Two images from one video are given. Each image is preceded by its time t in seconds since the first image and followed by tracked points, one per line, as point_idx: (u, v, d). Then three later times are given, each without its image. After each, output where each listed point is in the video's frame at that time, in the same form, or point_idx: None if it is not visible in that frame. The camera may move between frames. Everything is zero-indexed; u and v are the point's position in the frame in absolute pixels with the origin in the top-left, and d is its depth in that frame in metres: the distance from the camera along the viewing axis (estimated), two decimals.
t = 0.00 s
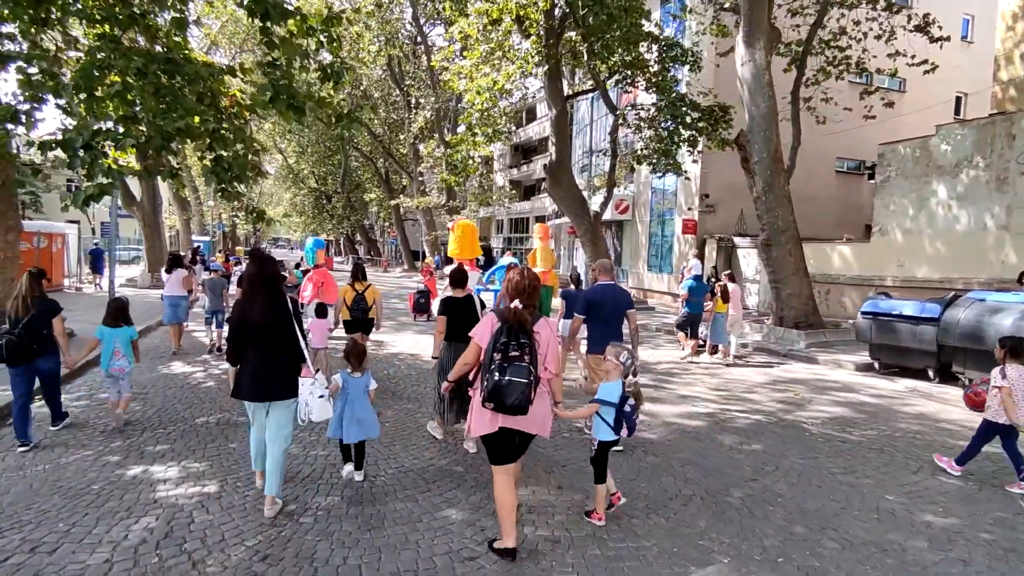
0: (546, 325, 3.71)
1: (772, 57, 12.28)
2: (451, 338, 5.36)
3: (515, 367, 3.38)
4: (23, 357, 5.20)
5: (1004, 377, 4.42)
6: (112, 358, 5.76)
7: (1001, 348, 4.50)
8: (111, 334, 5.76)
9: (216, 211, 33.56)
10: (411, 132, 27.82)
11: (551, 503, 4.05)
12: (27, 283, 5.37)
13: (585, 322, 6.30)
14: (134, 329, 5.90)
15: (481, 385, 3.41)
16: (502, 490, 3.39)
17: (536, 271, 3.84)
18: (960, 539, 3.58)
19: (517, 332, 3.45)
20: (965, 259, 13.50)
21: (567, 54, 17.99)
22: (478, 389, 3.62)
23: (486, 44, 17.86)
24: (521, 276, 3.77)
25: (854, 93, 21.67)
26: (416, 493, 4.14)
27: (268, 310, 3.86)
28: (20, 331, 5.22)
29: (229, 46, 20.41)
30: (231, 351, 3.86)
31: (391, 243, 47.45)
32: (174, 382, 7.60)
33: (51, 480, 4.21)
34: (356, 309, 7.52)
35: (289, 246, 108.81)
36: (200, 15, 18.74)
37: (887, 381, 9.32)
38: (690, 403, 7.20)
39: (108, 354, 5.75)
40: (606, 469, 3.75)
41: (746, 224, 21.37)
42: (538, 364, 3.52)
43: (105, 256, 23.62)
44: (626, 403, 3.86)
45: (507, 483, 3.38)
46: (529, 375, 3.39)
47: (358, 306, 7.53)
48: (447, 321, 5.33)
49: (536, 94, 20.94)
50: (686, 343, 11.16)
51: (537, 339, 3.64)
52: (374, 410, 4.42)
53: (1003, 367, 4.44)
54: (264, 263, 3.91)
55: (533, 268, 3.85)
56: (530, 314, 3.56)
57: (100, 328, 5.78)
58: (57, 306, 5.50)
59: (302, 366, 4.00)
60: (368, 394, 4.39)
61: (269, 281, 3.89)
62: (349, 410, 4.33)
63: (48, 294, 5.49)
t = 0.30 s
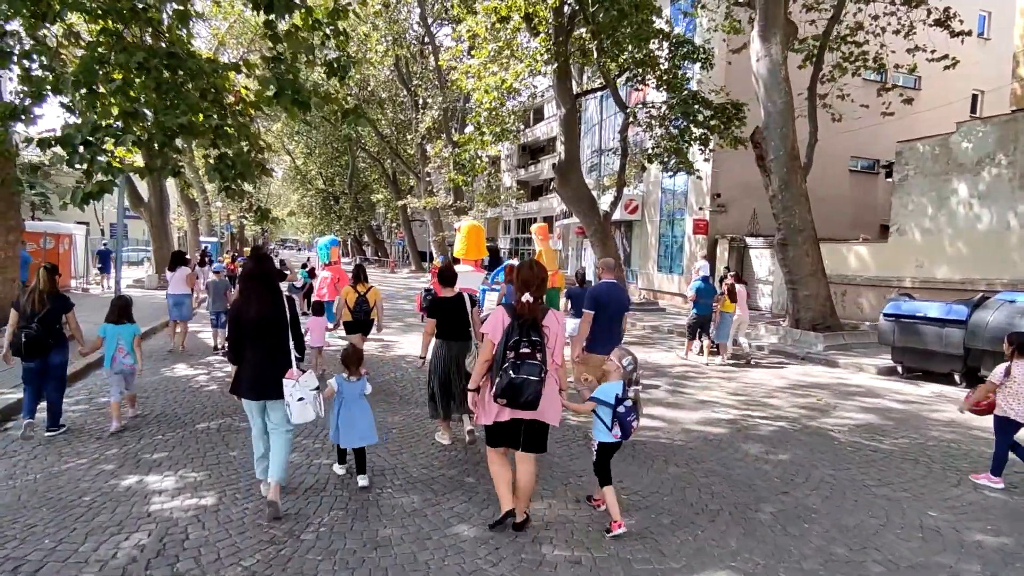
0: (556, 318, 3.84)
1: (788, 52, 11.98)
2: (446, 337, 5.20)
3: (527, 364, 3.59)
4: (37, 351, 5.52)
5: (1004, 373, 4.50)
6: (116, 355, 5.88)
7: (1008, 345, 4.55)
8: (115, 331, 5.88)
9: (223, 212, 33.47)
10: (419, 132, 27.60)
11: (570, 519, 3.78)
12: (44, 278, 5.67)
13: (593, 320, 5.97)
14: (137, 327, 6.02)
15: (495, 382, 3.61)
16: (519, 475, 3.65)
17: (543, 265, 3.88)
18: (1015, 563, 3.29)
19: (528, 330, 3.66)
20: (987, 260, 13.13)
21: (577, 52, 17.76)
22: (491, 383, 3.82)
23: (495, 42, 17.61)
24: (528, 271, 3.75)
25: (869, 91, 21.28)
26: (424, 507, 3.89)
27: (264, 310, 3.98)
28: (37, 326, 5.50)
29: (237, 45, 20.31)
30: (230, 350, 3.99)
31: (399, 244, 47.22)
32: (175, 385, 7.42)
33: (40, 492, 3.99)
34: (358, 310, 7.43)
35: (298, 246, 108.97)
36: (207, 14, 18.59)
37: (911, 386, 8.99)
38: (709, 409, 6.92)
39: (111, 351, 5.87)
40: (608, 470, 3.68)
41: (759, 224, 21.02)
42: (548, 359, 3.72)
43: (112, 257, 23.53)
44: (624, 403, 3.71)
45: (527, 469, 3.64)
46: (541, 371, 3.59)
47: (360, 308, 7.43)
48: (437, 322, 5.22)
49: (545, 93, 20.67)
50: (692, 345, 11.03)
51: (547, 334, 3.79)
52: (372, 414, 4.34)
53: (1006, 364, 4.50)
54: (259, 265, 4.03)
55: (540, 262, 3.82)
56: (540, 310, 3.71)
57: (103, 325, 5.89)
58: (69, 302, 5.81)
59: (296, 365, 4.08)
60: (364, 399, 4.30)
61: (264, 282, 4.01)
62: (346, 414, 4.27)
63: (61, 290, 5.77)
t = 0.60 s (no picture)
0: (556, 323, 3.76)
1: (803, 50, 11.67)
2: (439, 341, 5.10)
3: (527, 369, 3.51)
4: (35, 356, 5.37)
5: None
6: (114, 356, 5.93)
7: None
8: (112, 332, 5.91)
9: (229, 217, 33.27)
10: (425, 135, 27.33)
11: (590, 543, 3.48)
12: (42, 282, 5.48)
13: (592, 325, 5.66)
14: (134, 327, 6.02)
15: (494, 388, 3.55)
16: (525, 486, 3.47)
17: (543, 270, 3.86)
18: None
19: (527, 334, 3.59)
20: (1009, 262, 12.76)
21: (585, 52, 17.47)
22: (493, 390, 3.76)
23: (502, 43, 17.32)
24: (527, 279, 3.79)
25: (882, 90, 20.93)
26: (432, 529, 3.60)
27: (259, 310, 3.91)
28: (34, 331, 5.32)
29: (241, 48, 20.13)
30: (222, 350, 3.90)
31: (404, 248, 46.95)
32: (173, 393, 7.16)
33: (20, 512, 3.73)
34: (358, 311, 7.62)
35: (304, 251, 109.06)
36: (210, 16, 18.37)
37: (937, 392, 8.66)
38: (729, 418, 6.60)
39: (110, 352, 5.92)
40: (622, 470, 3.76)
41: (770, 226, 20.66)
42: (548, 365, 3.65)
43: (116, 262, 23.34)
44: (623, 399, 3.75)
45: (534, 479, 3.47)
46: (540, 376, 3.51)
47: (360, 308, 7.63)
48: (428, 325, 5.10)
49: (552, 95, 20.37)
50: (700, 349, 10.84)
51: (547, 340, 3.72)
52: (365, 415, 4.28)
53: None
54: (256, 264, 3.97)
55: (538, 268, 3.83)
56: (538, 315, 3.66)
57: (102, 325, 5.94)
58: (68, 307, 5.63)
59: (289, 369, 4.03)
60: (356, 399, 4.29)
61: (260, 282, 3.94)
62: (338, 415, 4.27)
63: (60, 294, 5.59)
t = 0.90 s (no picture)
0: (552, 330, 3.97)
1: (814, 50, 11.42)
2: (428, 348, 5.14)
3: (515, 372, 3.70)
4: (28, 363, 5.39)
5: None
6: (110, 366, 5.72)
7: None
8: (107, 343, 5.69)
9: (231, 222, 33.12)
10: (427, 140, 27.11)
11: None
12: (35, 290, 5.48)
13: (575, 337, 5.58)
14: (129, 336, 5.79)
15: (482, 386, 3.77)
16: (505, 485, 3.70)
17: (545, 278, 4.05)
18: None
19: (520, 338, 3.78)
20: None
21: (589, 55, 17.27)
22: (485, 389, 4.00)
23: (506, 46, 17.13)
24: (530, 285, 3.95)
25: (891, 92, 20.68)
26: (439, 560, 3.36)
27: (256, 322, 3.72)
28: (26, 339, 5.35)
29: (242, 52, 19.94)
30: (218, 365, 3.71)
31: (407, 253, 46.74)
32: (169, 405, 6.92)
33: None
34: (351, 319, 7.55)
35: (305, 256, 108.59)
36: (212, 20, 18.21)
37: (959, 401, 8.37)
38: (746, 430, 6.33)
39: (105, 362, 5.70)
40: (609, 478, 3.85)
41: (777, 230, 20.38)
42: (537, 370, 3.83)
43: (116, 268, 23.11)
44: (616, 412, 3.84)
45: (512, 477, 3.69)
46: (526, 380, 3.71)
47: (352, 317, 7.56)
48: (420, 331, 5.13)
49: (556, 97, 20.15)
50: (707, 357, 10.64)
51: (540, 346, 3.91)
52: (361, 425, 4.34)
53: None
54: (253, 274, 3.79)
55: (542, 276, 4.01)
56: (533, 322, 3.85)
57: (96, 335, 5.71)
58: (64, 313, 5.60)
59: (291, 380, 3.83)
60: (354, 409, 4.34)
61: (257, 292, 3.77)
62: (339, 426, 4.26)
63: (54, 301, 5.57)
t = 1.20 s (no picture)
0: (558, 334, 3.86)
1: (821, 46, 11.22)
2: (416, 352, 4.93)
3: (522, 374, 3.57)
4: (20, 363, 5.24)
5: None
6: (104, 363, 5.78)
7: None
8: (101, 339, 5.74)
9: (227, 224, 32.80)
10: (426, 141, 26.85)
11: None
12: (32, 290, 5.46)
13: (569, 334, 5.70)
14: (122, 333, 5.88)
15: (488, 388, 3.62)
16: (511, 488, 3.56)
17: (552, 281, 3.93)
18: None
19: (527, 340, 3.65)
20: None
21: (589, 54, 17.05)
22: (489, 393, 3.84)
23: (506, 45, 16.91)
24: (535, 288, 3.83)
25: (893, 92, 20.51)
26: None
27: (250, 319, 3.90)
28: (18, 338, 5.22)
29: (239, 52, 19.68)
30: (214, 359, 3.89)
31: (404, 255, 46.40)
32: (161, 411, 6.65)
33: None
34: (338, 317, 7.41)
35: (302, 258, 108.11)
36: (207, 20, 17.95)
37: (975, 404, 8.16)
38: (761, 437, 6.10)
39: (100, 360, 5.77)
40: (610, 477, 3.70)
41: (780, 230, 20.19)
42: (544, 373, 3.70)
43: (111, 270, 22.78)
44: (621, 412, 3.74)
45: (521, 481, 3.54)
46: (534, 382, 3.57)
47: (341, 314, 7.42)
48: (407, 335, 4.92)
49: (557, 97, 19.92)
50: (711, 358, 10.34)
51: (546, 349, 3.78)
52: (356, 430, 4.27)
53: None
54: (247, 273, 3.96)
55: (548, 278, 3.89)
56: (539, 324, 3.73)
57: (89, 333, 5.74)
58: (58, 314, 5.58)
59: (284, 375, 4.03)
60: (348, 413, 4.25)
61: (251, 291, 3.94)
62: (331, 430, 4.19)
63: (49, 301, 5.54)
